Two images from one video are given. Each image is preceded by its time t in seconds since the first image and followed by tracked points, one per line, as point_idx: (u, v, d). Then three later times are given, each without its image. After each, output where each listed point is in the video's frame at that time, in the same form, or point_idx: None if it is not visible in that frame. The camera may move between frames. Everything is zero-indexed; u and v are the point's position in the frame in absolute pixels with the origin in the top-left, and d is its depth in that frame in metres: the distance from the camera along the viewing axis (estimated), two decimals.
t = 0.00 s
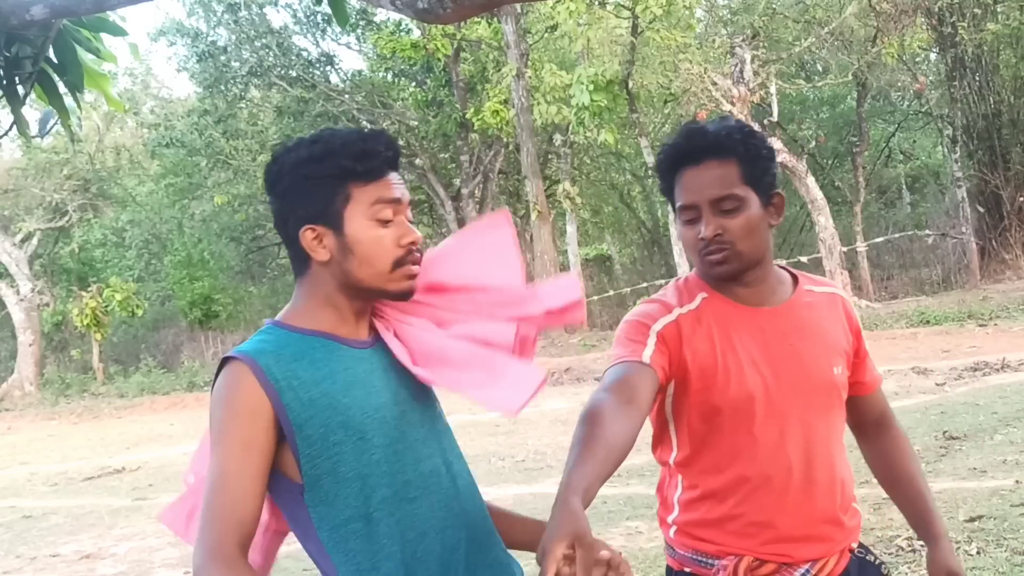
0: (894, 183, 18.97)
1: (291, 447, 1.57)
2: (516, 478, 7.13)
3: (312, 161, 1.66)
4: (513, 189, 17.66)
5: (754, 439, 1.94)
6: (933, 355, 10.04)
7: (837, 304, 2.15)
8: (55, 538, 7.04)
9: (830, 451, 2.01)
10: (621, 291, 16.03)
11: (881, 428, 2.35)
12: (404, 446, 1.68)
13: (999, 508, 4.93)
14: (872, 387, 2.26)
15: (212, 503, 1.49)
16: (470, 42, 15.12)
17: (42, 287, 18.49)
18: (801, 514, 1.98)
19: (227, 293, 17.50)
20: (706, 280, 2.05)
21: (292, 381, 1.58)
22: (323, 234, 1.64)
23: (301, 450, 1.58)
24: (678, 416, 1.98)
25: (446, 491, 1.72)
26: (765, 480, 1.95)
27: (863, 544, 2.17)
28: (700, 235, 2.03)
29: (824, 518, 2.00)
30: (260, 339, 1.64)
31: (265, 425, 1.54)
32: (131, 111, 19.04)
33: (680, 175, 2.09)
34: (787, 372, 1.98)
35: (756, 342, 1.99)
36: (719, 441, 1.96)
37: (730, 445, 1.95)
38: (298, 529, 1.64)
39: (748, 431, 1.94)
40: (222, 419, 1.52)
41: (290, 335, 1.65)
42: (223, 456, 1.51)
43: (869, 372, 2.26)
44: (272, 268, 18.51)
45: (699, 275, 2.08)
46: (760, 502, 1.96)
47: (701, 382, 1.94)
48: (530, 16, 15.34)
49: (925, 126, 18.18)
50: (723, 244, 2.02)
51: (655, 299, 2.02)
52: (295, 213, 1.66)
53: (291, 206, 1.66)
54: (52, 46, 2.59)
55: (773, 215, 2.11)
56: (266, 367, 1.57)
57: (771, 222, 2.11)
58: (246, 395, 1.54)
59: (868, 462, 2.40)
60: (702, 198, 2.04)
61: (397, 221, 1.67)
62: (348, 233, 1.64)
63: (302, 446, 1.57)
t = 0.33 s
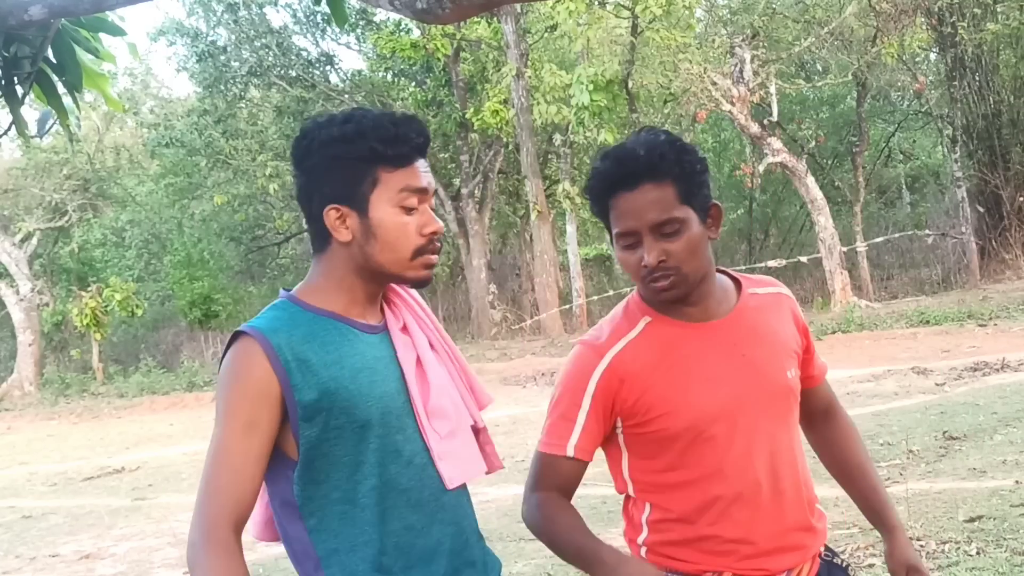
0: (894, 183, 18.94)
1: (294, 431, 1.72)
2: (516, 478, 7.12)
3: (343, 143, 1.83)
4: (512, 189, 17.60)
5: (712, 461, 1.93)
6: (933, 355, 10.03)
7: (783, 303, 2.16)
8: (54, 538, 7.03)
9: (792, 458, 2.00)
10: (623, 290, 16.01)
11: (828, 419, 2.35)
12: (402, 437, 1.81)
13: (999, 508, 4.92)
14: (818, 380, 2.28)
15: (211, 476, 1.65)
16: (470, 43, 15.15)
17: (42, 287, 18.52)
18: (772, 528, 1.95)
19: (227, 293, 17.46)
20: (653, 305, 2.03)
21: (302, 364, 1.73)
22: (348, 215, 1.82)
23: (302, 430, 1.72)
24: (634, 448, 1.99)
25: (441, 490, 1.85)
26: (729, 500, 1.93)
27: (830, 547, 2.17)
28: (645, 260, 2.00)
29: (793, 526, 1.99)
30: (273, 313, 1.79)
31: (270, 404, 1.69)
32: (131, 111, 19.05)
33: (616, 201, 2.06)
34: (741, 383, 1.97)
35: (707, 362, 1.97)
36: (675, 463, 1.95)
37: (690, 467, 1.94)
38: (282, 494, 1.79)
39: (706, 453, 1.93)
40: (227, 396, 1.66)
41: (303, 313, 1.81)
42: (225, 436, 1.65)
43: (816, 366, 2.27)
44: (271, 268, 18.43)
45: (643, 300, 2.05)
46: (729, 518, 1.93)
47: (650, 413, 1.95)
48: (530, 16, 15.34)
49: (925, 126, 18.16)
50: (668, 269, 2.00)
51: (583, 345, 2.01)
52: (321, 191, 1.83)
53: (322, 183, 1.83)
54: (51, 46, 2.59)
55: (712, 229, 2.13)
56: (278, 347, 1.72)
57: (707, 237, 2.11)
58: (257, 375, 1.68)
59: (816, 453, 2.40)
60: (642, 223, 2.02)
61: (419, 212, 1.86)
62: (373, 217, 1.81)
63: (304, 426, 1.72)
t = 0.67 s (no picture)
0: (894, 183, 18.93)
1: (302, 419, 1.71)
2: (516, 477, 7.12)
3: (410, 138, 1.79)
4: (512, 188, 17.57)
5: (689, 463, 1.96)
6: (933, 354, 10.02)
7: (760, 297, 2.17)
8: (54, 538, 7.03)
9: (772, 457, 2.02)
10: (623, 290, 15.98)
11: (807, 413, 2.37)
12: (403, 437, 1.80)
13: (999, 508, 4.91)
14: (797, 373, 2.29)
15: (215, 438, 1.63)
16: (470, 42, 15.18)
17: (43, 286, 18.58)
18: (753, 526, 1.97)
19: (227, 293, 17.44)
20: (630, 308, 2.03)
21: (324, 350, 1.71)
22: (400, 211, 1.78)
23: (309, 415, 1.71)
24: (610, 453, 2.03)
25: (430, 495, 1.84)
26: (708, 499, 1.96)
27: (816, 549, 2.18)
28: (623, 267, 1.98)
29: (775, 526, 2.00)
30: (300, 286, 1.78)
31: (286, 383, 1.67)
32: (131, 111, 19.02)
33: (592, 207, 2.05)
34: (718, 384, 1.99)
35: (683, 363, 2.00)
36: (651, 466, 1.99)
37: (668, 470, 1.98)
38: (278, 468, 1.78)
39: (684, 454, 1.97)
40: (242, 365, 1.64)
41: (331, 294, 1.79)
42: (233, 404, 1.63)
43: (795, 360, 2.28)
44: (271, 268, 18.34)
45: (620, 306, 2.05)
46: (710, 520, 1.96)
47: (627, 416, 1.98)
48: (530, 15, 15.33)
49: (925, 126, 18.16)
50: (647, 274, 1.99)
51: (556, 347, 2.05)
52: (376, 181, 1.80)
53: (382, 172, 1.80)
54: (50, 45, 2.58)
55: (686, 231, 2.12)
56: (305, 326, 1.70)
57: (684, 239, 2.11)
58: (278, 349, 1.67)
59: (795, 448, 2.43)
60: (620, 230, 2.00)
61: (470, 223, 1.82)
62: (422, 219, 1.78)
63: (312, 412, 1.71)
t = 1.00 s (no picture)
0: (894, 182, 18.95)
1: (305, 418, 1.71)
2: (515, 477, 7.11)
3: (411, 137, 1.79)
4: (512, 188, 17.63)
5: (704, 456, 2.00)
6: (933, 354, 10.02)
7: (779, 297, 2.18)
8: (54, 537, 7.03)
9: (788, 454, 2.05)
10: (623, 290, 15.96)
11: (826, 414, 2.37)
12: (404, 435, 1.80)
13: (998, 508, 4.91)
14: (816, 374, 2.30)
15: (221, 435, 1.64)
16: (470, 42, 15.22)
17: (42, 286, 18.59)
18: (766, 521, 2.00)
19: (227, 292, 17.45)
20: (653, 301, 2.06)
21: (323, 347, 1.71)
22: (398, 209, 1.78)
23: (309, 413, 1.71)
24: (628, 445, 2.07)
25: (430, 493, 1.84)
26: (722, 493, 1.99)
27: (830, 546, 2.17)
28: (650, 261, 2.01)
29: (788, 523, 2.02)
30: (298, 285, 1.78)
31: (288, 379, 1.67)
32: (131, 111, 18.99)
33: (619, 200, 2.07)
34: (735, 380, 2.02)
35: (700, 357, 2.03)
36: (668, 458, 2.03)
37: (683, 462, 2.01)
38: (278, 466, 1.77)
39: (699, 447, 2.00)
40: (244, 363, 1.64)
41: (330, 291, 1.79)
42: (237, 401, 1.64)
43: (814, 361, 2.28)
44: (271, 267, 18.31)
45: (644, 299, 2.09)
46: (723, 513, 1.99)
47: (645, 408, 2.02)
48: (529, 15, 15.35)
49: (925, 125, 18.16)
50: (673, 269, 2.02)
51: (579, 339, 2.08)
52: (377, 180, 1.79)
53: (382, 171, 1.79)
54: (48, 45, 2.57)
55: (711, 227, 2.14)
56: (304, 323, 1.70)
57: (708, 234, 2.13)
58: (280, 346, 1.67)
59: (812, 448, 2.43)
60: (647, 224, 2.03)
61: (468, 223, 1.82)
62: (420, 218, 1.78)
63: (312, 410, 1.71)
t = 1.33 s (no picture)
0: (894, 182, 18.97)
1: (305, 416, 1.71)
2: (515, 478, 7.11)
3: (390, 131, 1.78)
4: (512, 188, 17.74)
5: (746, 438, 1.97)
6: (932, 354, 10.01)
7: (831, 292, 2.13)
8: (53, 537, 7.03)
9: (832, 442, 2.01)
10: (623, 290, 15.94)
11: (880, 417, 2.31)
12: (401, 430, 1.78)
13: (998, 507, 4.91)
14: (867, 375, 2.25)
15: (218, 439, 1.64)
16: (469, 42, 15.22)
17: (42, 286, 18.63)
18: (803, 508, 1.97)
19: (227, 293, 17.43)
20: (705, 282, 2.06)
21: (314, 345, 1.71)
22: (382, 203, 1.77)
23: (304, 411, 1.70)
24: (671, 424, 2.04)
25: (429, 488, 1.81)
26: (759, 477, 1.97)
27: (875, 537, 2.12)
28: (703, 239, 2.02)
29: (826, 513, 1.99)
30: (286, 285, 1.78)
31: (282, 378, 1.67)
32: (131, 111, 18.96)
33: (676, 179, 2.08)
34: (778, 365, 1.99)
35: (743, 342, 2.01)
36: (709, 437, 2.01)
37: (724, 443, 1.99)
38: (277, 469, 1.77)
39: (740, 429, 1.98)
40: (236, 365, 1.65)
41: (318, 291, 1.78)
42: (231, 407, 1.64)
43: (866, 361, 2.23)
44: (271, 268, 18.29)
45: (697, 279, 2.08)
46: (762, 497, 1.97)
47: (687, 387, 2.00)
48: (529, 15, 15.37)
49: (925, 126, 18.16)
50: (726, 248, 2.02)
51: (629, 317, 2.08)
52: (358, 175, 1.78)
53: (361, 167, 1.78)
54: (46, 44, 2.56)
55: (767, 214, 2.13)
56: (294, 323, 1.70)
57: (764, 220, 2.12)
58: (270, 346, 1.67)
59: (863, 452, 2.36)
60: (702, 203, 2.03)
61: (451, 213, 1.81)
62: (402, 211, 1.77)
63: (307, 408, 1.70)
